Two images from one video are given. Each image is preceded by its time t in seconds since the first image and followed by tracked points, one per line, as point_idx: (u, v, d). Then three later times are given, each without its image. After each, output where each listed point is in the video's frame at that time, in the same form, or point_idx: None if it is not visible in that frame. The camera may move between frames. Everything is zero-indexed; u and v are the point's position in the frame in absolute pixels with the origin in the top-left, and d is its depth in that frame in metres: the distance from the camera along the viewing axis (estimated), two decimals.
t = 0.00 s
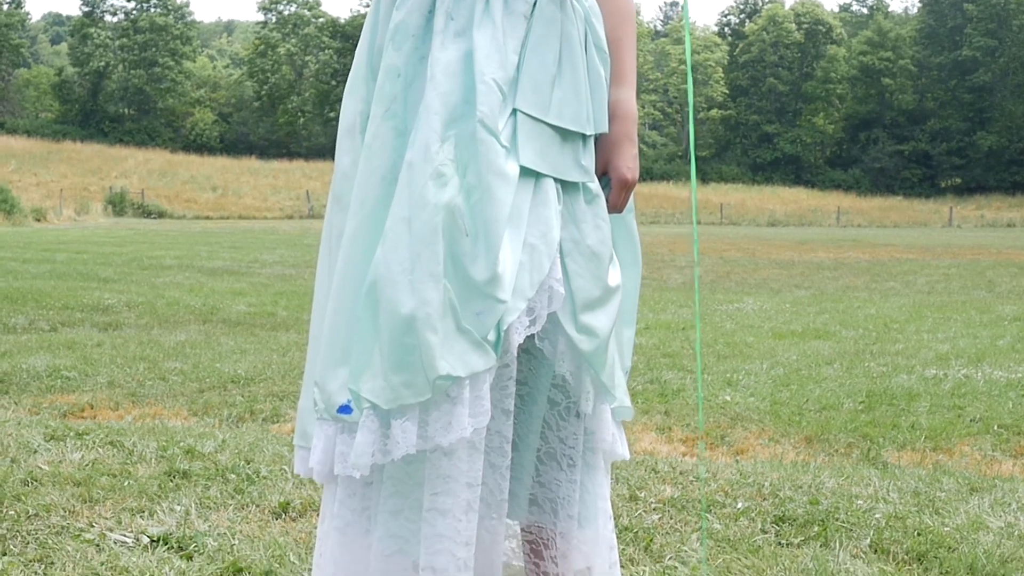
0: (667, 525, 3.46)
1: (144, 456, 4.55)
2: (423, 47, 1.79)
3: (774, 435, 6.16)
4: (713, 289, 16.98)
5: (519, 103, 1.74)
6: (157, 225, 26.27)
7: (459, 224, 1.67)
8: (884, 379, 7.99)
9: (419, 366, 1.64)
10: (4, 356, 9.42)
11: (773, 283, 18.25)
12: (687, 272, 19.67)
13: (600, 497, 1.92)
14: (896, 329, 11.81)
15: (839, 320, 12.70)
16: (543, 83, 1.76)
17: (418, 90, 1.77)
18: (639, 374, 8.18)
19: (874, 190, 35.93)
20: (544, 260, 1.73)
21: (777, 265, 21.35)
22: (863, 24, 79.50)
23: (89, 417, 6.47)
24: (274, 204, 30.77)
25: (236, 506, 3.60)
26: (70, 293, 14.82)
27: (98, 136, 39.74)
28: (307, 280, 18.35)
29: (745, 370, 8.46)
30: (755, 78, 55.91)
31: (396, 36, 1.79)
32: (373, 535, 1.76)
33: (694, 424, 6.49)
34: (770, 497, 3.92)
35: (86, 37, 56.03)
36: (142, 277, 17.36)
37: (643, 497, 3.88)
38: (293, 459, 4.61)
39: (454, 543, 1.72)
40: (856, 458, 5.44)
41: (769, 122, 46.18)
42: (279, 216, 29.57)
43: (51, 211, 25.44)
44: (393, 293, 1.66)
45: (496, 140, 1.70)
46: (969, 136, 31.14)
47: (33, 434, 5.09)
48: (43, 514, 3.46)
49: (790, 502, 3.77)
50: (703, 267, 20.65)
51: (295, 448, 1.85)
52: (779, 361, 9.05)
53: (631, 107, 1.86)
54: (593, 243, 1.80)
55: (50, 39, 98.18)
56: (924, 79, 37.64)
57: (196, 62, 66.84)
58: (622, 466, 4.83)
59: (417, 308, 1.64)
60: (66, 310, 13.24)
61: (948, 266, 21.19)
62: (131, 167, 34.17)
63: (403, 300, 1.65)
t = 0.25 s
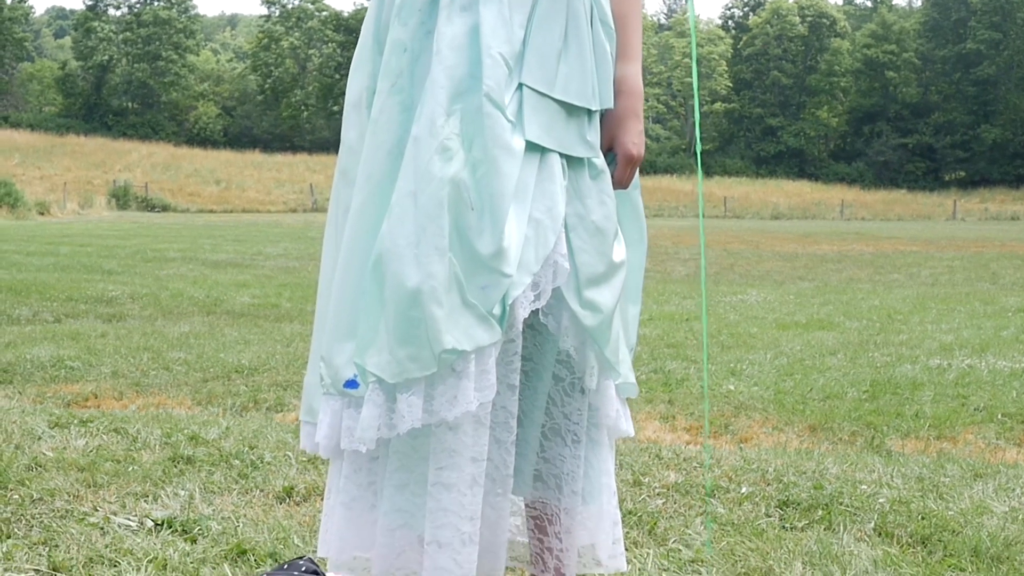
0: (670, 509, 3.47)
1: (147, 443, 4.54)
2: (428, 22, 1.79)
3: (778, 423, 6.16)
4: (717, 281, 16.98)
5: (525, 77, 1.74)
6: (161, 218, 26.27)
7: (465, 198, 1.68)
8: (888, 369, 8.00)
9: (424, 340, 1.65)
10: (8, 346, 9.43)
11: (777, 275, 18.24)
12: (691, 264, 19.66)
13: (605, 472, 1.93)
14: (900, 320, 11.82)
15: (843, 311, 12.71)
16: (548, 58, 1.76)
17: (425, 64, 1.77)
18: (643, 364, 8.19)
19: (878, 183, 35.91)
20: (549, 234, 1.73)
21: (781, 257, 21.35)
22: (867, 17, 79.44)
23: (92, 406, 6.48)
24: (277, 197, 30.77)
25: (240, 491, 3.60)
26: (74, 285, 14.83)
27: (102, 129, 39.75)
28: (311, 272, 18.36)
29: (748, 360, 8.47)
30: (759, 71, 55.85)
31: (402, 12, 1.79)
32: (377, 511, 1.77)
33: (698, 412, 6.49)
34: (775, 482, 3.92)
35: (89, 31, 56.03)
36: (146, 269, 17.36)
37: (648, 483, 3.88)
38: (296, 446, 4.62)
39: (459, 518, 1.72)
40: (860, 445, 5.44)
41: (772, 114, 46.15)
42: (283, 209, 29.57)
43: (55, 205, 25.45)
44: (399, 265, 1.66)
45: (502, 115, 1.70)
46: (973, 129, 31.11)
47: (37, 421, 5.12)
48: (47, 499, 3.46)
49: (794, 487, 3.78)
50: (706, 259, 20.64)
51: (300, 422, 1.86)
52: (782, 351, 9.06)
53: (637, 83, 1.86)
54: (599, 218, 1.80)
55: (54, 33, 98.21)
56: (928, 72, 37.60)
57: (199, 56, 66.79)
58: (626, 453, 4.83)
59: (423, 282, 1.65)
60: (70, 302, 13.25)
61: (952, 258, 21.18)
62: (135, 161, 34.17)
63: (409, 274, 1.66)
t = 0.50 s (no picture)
0: (672, 492, 3.47)
1: (149, 424, 4.55)
2: None
3: (780, 411, 6.15)
4: (720, 271, 16.96)
5: (532, 49, 1.75)
6: (163, 207, 26.26)
7: (471, 170, 1.68)
8: (889, 359, 8.01)
9: (430, 310, 1.66)
10: (11, 331, 9.44)
11: (780, 267, 18.23)
12: (694, 255, 19.65)
13: (608, 445, 1.94)
14: (903, 311, 11.81)
15: (846, 303, 12.70)
16: (555, 28, 1.77)
17: (432, 33, 1.77)
18: (645, 353, 8.21)
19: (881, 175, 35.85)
20: (555, 208, 1.74)
21: (784, 249, 21.33)
22: (871, 11, 79.36)
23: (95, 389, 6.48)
24: (280, 186, 30.74)
25: (241, 471, 3.61)
26: (77, 272, 14.83)
27: (105, 117, 39.73)
28: (314, 260, 18.34)
29: (751, 349, 8.48)
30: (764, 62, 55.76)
31: None
32: (383, 481, 1.77)
33: (701, 399, 6.49)
34: (776, 465, 3.94)
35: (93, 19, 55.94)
36: (148, 257, 17.35)
37: (648, 466, 3.90)
38: (298, 427, 4.63)
39: (462, 487, 1.72)
40: (862, 432, 5.44)
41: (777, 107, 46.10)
42: (286, 199, 29.56)
43: (58, 193, 25.44)
44: (407, 240, 1.67)
45: (509, 86, 1.71)
46: (977, 123, 31.07)
47: (40, 403, 5.14)
48: (49, 478, 3.47)
49: (796, 470, 3.80)
50: (709, 250, 20.62)
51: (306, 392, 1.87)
52: (784, 341, 9.06)
53: (643, 56, 1.86)
54: (605, 191, 1.81)
55: (58, 22, 98.20)
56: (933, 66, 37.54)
57: (203, 45, 66.70)
58: (628, 438, 4.83)
59: (429, 253, 1.66)
60: (73, 288, 13.26)
61: (955, 252, 21.16)
62: (138, 149, 34.15)
63: (416, 245, 1.67)
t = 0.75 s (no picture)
0: (679, 476, 3.47)
1: (155, 413, 4.56)
2: None
3: (787, 398, 6.15)
4: (725, 263, 16.95)
5: (539, 25, 1.75)
6: (169, 203, 26.26)
7: (477, 146, 1.69)
8: (895, 347, 8.02)
9: (438, 287, 1.67)
10: (18, 324, 9.45)
11: (786, 257, 18.23)
12: (700, 247, 19.64)
13: (616, 425, 1.94)
14: (909, 301, 11.80)
15: (853, 292, 12.69)
16: (561, 5, 1.77)
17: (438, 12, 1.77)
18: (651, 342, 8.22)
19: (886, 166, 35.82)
20: (562, 182, 1.74)
21: (790, 241, 21.32)
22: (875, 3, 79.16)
23: (102, 380, 6.49)
24: (285, 182, 30.73)
25: (248, 458, 3.61)
26: (83, 267, 14.82)
27: (110, 113, 39.73)
28: (320, 254, 18.34)
29: (758, 338, 8.48)
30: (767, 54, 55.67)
31: None
32: (390, 457, 1.78)
33: (707, 387, 6.50)
34: (784, 450, 3.96)
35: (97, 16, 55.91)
36: (154, 252, 17.35)
37: (656, 451, 3.91)
38: (305, 416, 4.64)
39: (472, 464, 1.72)
40: (868, 417, 5.43)
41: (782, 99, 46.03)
42: (291, 194, 29.56)
43: (63, 189, 25.45)
44: (413, 216, 1.68)
45: (515, 61, 1.71)
46: (982, 114, 31.04)
47: (47, 393, 5.16)
48: (56, 465, 3.48)
49: (803, 453, 3.81)
50: (715, 243, 20.61)
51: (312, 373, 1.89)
52: (790, 330, 9.06)
53: (648, 33, 1.87)
54: (610, 167, 1.82)
55: (62, 19, 98.15)
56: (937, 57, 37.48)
57: (207, 41, 66.65)
58: (635, 425, 4.84)
59: (436, 229, 1.67)
60: (79, 283, 13.27)
61: (961, 242, 21.14)
62: (143, 145, 34.15)
63: (423, 221, 1.67)
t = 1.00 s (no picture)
0: (679, 460, 3.47)
1: (156, 395, 4.56)
2: None
3: (787, 389, 6.13)
4: (727, 256, 16.94)
5: None
6: (171, 193, 26.25)
7: (482, 117, 1.69)
8: (897, 339, 8.01)
9: (441, 258, 1.67)
10: (20, 310, 9.45)
11: (788, 251, 18.22)
12: (702, 240, 19.63)
13: (618, 400, 1.94)
14: (911, 294, 11.78)
15: (854, 286, 12.68)
16: None
17: None
18: (651, 333, 8.22)
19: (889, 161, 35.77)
20: (566, 157, 1.74)
21: (791, 235, 21.30)
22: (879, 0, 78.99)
23: (104, 364, 6.49)
24: (288, 173, 30.70)
25: (249, 440, 3.61)
26: (85, 255, 14.81)
27: (113, 103, 39.70)
28: (321, 245, 18.33)
29: (759, 330, 8.48)
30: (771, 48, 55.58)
31: None
32: (393, 429, 1.77)
33: (708, 376, 6.50)
34: (784, 436, 3.96)
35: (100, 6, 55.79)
36: (157, 241, 17.34)
37: (656, 436, 3.91)
38: (306, 400, 4.65)
39: (472, 436, 1.71)
40: (868, 408, 5.43)
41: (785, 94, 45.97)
42: (294, 186, 29.53)
43: (66, 179, 25.43)
44: (417, 186, 1.68)
45: (520, 35, 1.71)
46: (986, 110, 31.01)
47: (48, 376, 5.18)
48: (58, 444, 3.48)
49: (804, 440, 3.80)
50: (717, 236, 20.59)
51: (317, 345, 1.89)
52: (792, 322, 9.06)
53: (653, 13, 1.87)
54: (615, 141, 1.81)
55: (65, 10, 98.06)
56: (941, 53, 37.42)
57: (210, 33, 66.57)
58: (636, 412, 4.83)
59: (439, 201, 1.67)
60: (81, 271, 13.26)
61: (963, 238, 21.11)
62: (145, 135, 34.12)
63: (427, 192, 1.67)
